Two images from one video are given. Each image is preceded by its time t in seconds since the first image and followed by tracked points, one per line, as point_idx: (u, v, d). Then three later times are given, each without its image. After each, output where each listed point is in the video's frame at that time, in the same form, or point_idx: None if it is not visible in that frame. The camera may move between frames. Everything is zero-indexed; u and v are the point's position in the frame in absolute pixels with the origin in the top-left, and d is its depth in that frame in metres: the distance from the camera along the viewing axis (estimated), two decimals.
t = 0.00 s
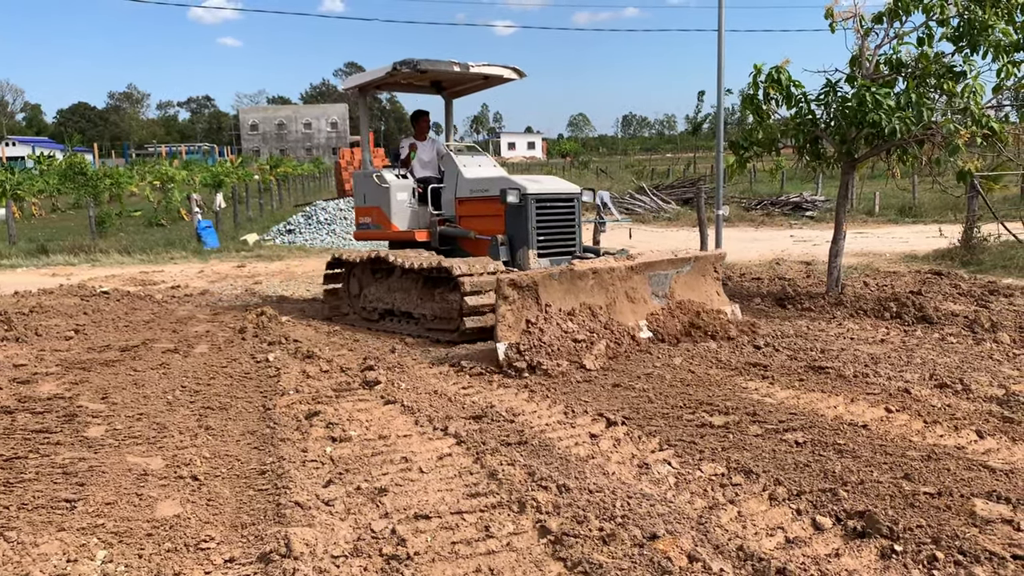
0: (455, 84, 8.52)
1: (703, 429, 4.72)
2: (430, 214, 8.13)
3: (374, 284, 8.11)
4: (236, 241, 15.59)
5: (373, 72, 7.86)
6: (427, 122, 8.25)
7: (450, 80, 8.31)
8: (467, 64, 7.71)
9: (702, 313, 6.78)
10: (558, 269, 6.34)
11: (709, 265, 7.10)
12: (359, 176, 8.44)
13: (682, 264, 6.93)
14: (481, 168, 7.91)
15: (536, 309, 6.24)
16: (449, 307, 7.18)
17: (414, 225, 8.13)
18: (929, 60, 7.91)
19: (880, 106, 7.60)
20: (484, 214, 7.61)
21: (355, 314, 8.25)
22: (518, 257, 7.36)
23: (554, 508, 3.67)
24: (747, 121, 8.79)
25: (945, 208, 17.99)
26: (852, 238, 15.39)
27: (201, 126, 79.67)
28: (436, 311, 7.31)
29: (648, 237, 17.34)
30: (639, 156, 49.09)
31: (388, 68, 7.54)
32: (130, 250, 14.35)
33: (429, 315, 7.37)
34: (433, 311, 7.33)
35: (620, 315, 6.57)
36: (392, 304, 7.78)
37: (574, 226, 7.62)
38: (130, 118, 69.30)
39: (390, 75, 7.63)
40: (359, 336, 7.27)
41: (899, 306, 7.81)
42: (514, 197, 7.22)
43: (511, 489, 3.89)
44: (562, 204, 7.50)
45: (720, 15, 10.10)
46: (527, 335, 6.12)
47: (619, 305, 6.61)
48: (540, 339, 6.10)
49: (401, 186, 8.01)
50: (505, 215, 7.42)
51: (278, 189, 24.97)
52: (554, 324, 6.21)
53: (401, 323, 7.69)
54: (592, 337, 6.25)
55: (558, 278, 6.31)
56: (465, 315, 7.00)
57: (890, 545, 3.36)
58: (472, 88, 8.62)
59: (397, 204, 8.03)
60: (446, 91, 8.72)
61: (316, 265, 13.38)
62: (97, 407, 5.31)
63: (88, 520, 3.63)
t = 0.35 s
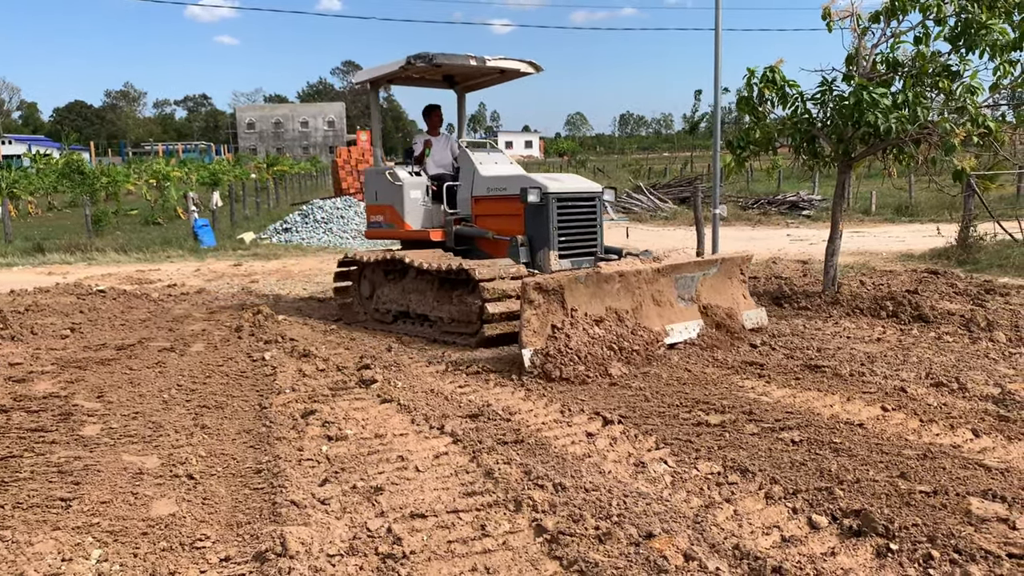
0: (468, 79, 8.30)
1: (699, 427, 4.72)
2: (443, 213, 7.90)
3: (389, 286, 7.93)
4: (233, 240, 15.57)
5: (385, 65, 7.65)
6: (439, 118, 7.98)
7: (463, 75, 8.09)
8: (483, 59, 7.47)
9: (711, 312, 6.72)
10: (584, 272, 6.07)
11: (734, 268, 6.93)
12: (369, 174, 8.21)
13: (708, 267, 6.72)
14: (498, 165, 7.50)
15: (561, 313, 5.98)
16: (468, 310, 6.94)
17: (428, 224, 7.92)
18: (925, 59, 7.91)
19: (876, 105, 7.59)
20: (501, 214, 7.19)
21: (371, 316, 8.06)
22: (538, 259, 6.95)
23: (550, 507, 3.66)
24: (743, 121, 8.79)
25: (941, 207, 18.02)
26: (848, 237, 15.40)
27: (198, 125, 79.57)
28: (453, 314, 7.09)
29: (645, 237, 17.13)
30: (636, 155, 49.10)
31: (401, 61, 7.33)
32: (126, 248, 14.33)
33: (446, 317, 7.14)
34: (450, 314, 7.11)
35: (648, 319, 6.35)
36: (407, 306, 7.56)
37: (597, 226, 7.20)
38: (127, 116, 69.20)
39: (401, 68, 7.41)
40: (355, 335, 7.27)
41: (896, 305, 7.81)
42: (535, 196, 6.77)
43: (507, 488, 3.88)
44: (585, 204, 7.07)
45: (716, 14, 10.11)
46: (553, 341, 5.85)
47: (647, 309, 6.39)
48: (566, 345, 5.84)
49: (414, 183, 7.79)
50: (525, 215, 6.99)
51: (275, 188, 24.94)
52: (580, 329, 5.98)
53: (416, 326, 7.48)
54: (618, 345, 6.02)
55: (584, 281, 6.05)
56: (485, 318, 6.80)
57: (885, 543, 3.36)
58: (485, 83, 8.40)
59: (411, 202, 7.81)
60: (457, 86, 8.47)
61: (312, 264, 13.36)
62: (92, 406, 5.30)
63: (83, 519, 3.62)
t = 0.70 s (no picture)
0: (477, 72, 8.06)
1: (690, 423, 4.73)
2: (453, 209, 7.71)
3: (400, 283, 7.71)
4: (225, 236, 15.53)
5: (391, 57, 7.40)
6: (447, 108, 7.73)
7: (472, 68, 7.85)
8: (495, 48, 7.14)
9: (737, 322, 6.36)
10: (612, 277, 5.83)
11: (763, 275, 6.56)
12: (376, 168, 7.97)
13: (734, 273, 6.37)
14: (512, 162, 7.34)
15: (589, 319, 5.74)
16: (486, 312, 6.72)
17: (437, 221, 7.70)
18: (916, 56, 7.92)
19: (868, 101, 7.61)
20: (518, 212, 7.01)
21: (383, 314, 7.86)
22: (557, 259, 6.79)
23: (542, 503, 3.66)
24: (735, 117, 8.80)
25: (933, 204, 18.07)
26: (840, 233, 15.44)
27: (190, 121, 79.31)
28: (470, 316, 6.88)
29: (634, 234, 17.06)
30: (628, 151, 49.12)
31: (411, 52, 7.08)
32: (117, 245, 14.28)
33: (461, 318, 6.93)
34: (467, 315, 6.90)
35: (672, 328, 6.03)
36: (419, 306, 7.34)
37: (617, 225, 7.02)
38: (118, 112, 68.93)
39: (411, 60, 7.17)
40: (347, 332, 7.27)
41: (887, 301, 7.83)
42: (554, 194, 6.61)
43: (499, 483, 3.88)
44: (604, 202, 6.89)
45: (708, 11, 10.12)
46: (581, 347, 5.62)
47: (671, 316, 6.07)
48: (593, 351, 5.61)
49: (424, 179, 7.56)
50: (542, 214, 6.81)
51: (268, 185, 24.88)
52: (608, 337, 5.72)
53: (430, 326, 7.29)
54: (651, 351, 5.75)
55: (612, 287, 5.80)
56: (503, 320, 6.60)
57: (875, 538, 3.38)
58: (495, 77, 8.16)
59: (420, 198, 7.57)
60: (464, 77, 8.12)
61: (304, 260, 13.33)
62: (83, 403, 5.28)
63: (73, 516, 3.61)
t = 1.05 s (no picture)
0: (481, 65, 7.87)
1: (676, 420, 4.75)
2: (459, 205, 7.56)
3: (406, 284, 7.38)
4: (210, 234, 15.45)
5: (394, 51, 7.18)
6: (447, 103, 7.63)
7: (477, 61, 7.69)
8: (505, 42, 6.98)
9: (755, 326, 6.24)
10: (634, 276, 5.67)
11: (783, 278, 6.43)
12: (380, 165, 7.82)
13: (754, 275, 6.25)
14: (522, 159, 7.17)
15: (610, 320, 5.57)
16: (498, 315, 6.37)
17: (444, 219, 7.54)
18: (900, 53, 7.97)
19: (852, 99, 7.62)
20: (530, 211, 6.84)
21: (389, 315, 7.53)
22: (571, 260, 6.61)
23: (528, 500, 3.66)
24: (721, 114, 8.81)
25: (916, 201, 18.18)
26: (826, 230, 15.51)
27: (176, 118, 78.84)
28: (480, 318, 6.56)
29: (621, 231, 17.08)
30: (615, 149, 49.20)
31: (416, 46, 6.88)
32: (102, 243, 14.18)
33: (472, 320, 6.61)
34: (478, 317, 6.58)
35: (693, 330, 5.89)
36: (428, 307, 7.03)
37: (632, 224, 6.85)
38: (102, 109, 68.45)
39: (417, 53, 6.97)
40: (333, 330, 7.24)
41: (871, 297, 7.88)
42: (569, 192, 6.45)
43: (485, 481, 3.88)
44: (619, 201, 6.72)
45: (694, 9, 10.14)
46: (602, 349, 5.44)
47: (692, 319, 5.93)
48: (614, 352, 5.44)
49: (430, 176, 7.42)
50: (556, 213, 6.64)
51: (254, 181, 24.76)
52: (630, 338, 5.56)
53: (440, 328, 6.98)
54: (671, 355, 5.59)
55: (634, 286, 5.64)
56: (517, 323, 6.27)
57: (859, 534, 3.40)
58: (499, 70, 7.97)
59: (426, 195, 7.42)
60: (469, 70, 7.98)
61: (290, 258, 13.28)
62: (66, 402, 5.24)
63: (55, 517, 3.58)
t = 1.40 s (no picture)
0: (475, 59, 7.70)
1: (651, 417, 4.78)
2: (456, 205, 7.32)
3: (403, 286, 7.20)
4: (183, 233, 15.31)
5: (390, 44, 7.00)
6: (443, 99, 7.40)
7: (472, 55, 7.54)
8: (504, 36, 6.82)
9: (764, 327, 6.19)
10: (646, 277, 5.58)
11: (791, 279, 6.36)
12: (373, 163, 7.48)
13: (763, 275, 6.18)
14: (523, 156, 6.90)
15: (624, 322, 5.47)
16: (501, 318, 6.21)
17: (440, 219, 7.27)
18: (871, 54, 8.05)
19: (824, 99, 7.69)
20: (532, 210, 6.57)
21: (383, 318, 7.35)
22: (576, 260, 6.30)
23: (503, 499, 3.67)
24: (696, 113, 8.86)
25: (887, 200, 18.39)
26: (798, 228, 15.64)
27: (147, 116, 78.01)
28: (483, 322, 6.38)
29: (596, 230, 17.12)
30: (590, 148, 49.31)
31: (414, 39, 6.72)
32: (72, 242, 14.00)
33: (473, 324, 6.44)
34: (479, 321, 6.41)
35: (704, 332, 5.82)
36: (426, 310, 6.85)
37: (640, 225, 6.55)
38: (73, 106, 67.58)
39: (414, 46, 6.81)
40: (307, 329, 7.21)
41: (843, 295, 7.96)
42: (574, 191, 6.18)
43: (460, 480, 3.88)
44: (627, 200, 6.42)
45: (669, 8, 10.19)
46: (616, 352, 5.35)
47: (703, 320, 5.86)
48: (628, 357, 5.33)
49: (426, 174, 7.11)
50: (560, 212, 6.35)
51: (227, 180, 24.56)
52: (644, 340, 5.48)
53: (438, 332, 6.79)
54: (686, 356, 5.52)
55: (647, 287, 5.56)
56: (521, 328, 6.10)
57: (831, 529, 3.44)
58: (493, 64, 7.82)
59: (423, 195, 7.12)
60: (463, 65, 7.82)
61: (263, 257, 13.20)
62: (35, 404, 5.18)
63: (25, 519, 3.54)
